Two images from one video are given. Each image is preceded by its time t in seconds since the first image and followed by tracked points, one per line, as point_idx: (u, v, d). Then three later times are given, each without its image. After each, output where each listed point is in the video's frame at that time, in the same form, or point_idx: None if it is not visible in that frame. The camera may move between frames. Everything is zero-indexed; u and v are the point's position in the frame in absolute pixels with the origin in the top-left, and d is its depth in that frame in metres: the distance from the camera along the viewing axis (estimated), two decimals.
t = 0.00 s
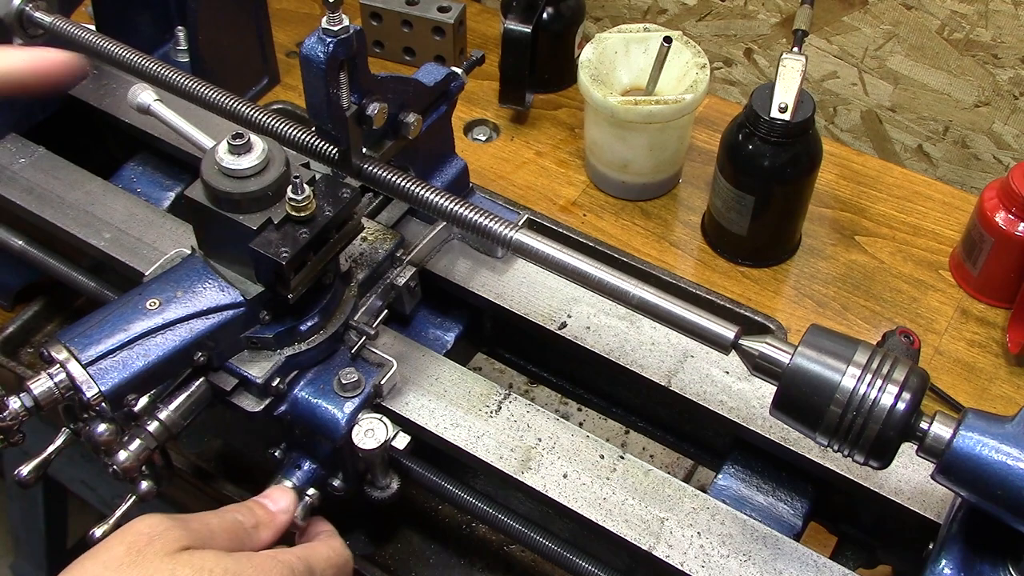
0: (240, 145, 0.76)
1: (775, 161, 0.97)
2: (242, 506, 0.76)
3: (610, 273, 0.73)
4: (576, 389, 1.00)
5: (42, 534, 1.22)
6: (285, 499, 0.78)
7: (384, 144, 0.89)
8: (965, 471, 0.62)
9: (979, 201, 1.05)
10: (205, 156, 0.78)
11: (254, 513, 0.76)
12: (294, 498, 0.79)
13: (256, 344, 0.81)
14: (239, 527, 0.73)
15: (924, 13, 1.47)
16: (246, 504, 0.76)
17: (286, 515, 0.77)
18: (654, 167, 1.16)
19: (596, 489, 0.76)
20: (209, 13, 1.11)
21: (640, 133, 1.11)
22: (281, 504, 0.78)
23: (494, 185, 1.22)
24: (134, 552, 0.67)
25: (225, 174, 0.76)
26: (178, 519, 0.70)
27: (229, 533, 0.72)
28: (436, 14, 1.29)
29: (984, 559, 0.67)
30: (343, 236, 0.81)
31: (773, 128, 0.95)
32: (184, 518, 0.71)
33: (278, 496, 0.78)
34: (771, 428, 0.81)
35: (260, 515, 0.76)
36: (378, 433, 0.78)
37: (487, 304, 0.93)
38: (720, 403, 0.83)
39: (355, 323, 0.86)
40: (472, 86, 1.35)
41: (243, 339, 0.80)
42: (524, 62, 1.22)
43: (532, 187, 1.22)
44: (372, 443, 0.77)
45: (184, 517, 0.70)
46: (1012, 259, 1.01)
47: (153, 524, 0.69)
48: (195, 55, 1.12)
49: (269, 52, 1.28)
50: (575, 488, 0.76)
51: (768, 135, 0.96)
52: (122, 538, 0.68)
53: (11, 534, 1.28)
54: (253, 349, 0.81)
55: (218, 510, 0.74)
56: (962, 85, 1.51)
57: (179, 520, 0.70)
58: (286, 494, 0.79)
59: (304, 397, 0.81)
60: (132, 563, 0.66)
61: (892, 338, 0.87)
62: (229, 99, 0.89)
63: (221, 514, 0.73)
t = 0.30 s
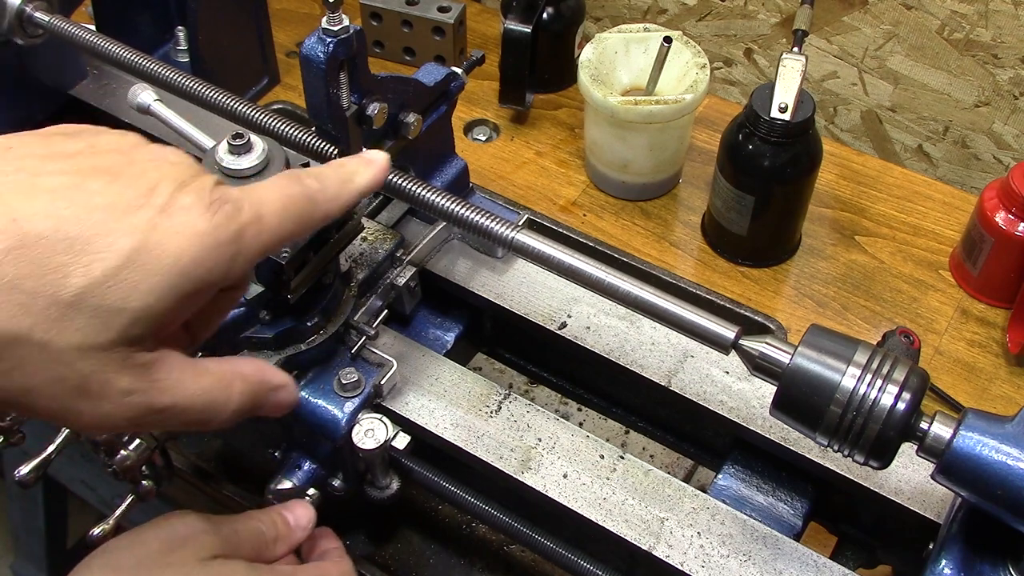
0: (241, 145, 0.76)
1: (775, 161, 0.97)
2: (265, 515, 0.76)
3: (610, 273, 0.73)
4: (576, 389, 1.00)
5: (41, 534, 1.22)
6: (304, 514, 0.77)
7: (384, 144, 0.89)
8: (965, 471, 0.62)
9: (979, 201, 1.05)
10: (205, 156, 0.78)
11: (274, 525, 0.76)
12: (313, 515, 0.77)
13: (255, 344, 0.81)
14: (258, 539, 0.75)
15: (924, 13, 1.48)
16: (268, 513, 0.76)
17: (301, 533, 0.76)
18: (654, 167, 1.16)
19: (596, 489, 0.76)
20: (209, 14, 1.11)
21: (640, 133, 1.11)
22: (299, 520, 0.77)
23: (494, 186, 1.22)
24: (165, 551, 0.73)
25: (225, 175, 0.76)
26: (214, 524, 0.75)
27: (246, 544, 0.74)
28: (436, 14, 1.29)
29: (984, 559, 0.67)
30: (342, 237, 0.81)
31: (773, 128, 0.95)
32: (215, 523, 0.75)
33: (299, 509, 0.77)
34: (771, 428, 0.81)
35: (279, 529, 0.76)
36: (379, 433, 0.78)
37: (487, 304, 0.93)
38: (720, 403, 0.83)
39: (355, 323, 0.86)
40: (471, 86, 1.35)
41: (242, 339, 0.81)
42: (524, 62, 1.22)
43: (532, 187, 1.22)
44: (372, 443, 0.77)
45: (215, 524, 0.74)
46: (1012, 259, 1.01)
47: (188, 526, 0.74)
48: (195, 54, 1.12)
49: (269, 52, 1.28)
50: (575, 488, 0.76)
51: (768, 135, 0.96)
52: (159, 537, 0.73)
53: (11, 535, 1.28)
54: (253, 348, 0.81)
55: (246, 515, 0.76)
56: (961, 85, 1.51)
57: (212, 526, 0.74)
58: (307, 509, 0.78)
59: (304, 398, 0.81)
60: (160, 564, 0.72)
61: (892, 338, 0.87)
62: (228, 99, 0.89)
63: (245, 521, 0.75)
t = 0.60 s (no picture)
0: (241, 145, 0.76)
1: (775, 161, 0.97)
2: (256, 485, 0.77)
3: (611, 273, 0.73)
4: (576, 389, 1.00)
5: (41, 534, 1.22)
6: (295, 484, 0.79)
7: (384, 144, 0.89)
8: (965, 471, 0.62)
9: (979, 201, 1.05)
10: (205, 156, 0.78)
11: (266, 496, 0.77)
12: (303, 485, 0.80)
13: (255, 344, 0.80)
14: (251, 510, 0.75)
15: (924, 13, 1.49)
16: (258, 484, 0.77)
17: (293, 504, 0.78)
18: (654, 167, 1.16)
19: (596, 489, 0.76)
20: (209, 14, 1.11)
21: (640, 133, 1.11)
22: (290, 490, 0.78)
23: (494, 186, 1.22)
24: (164, 522, 0.71)
25: (225, 174, 0.76)
26: (207, 494, 0.74)
27: (241, 515, 0.74)
28: (436, 14, 1.29)
29: (984, 559, 0.67)
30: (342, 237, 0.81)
31: (773, 128, 0.95)
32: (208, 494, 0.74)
33: (288, 478, 0.79)
34: (771, 428, 0.81)
35: (271, 500, 0.77)
36: (379, 433, 0.78)
37: (487, 304, 0.93)
38: (720, 403, 0.83)
39: (355, 323, 0.86)
40: (472, 86, 1.35)
41: (242, 339, 0.81)
42: (524, 62, 1.22)
43: (532, 187, 1.22)
44: (371, 443, 0.77)
45: (210, 496, 0.74)
46: (1012, 259, 1.01)
47: (183, 497, 0.73)
48: (195, 55, 1.12)
49: (269, 52, 1.28)
50: (575, 488, 0.77)
51: (768, 135, 0.96)
52: (155, 507, 0.72)
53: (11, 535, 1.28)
54: (253, 348, 0.81)
55: (236, 485, 0.77)
56: (962, 85, 1.51)
57: (208, 498, 0.74)
58: (297, 479, 0.79)
59: (304, 398, 0.81)
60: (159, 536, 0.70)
61: (892, 338, 0.87)
62: (229, 98, 0.89)
63: (237, 491, 0.76)
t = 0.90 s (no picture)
0: (241, 145, 0.76)
1: (775, 161, 0.97)
2: (252, 491, 0.76)
3: (611, 273, 0.73)
4: (576, 389, 1.00)
5: (41, 534, 1.22)
6: (289, 489, 0.78)
7: (384, 144, 0.89)
8: (965, 471, 0.62)
9: (979, 201, 1.05)
10: (204, 156, 0.77)
11: (262, 502, 0.76)
12: (298, 490, 0.79)
13: (255, 344, 0.80)
14: (249, 517, 0.75)
15: (924, 13, 1.51)
16: (255, 489, 0.76)
17: (288, 509, 0.78)
18: (654, 167, 1.16)
19: (596, 489, 0.76)
20: (209, 14, 1.11)
21: (640, 133, 1.11)
22: (285, 496, 0.78)
23: (494, 186, 1.22)
24: (165, 531, 0.70)
25: (225, 174, 0.76)
26: (204, 503, 0.73)
27: (239, 523, 0.74)
28: (436, 14, 1.29)
29: (984, 559, 0.67)
30: (342, 238, 0.81)
31: (773, 128, 0.95)
32: (206, 503, 0.74)
33: (282, 484, 0.79)
34: (771, 428, 0.81)
35: (267, 505, 0.77)
36: (379, 433, 0.78)
37: (487, 304, 0.93)
38: (720, 403, 0.83)
39: (355, 323, 0.86)
40: (471, 86, 1.35)
41: (242, 339, 0.80)
42: (524, 62, 1.22)
43: (532, 187, 1.22)
44: (371, 443, 0.77)
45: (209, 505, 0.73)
46: (1012, 259, 1.01)
47: (182, 504, 0.72)
48: (195, 55, 1.12)
49: (268, 52, 1.28)
50: (575, 488, 0.76)
51: (768, 135, 0.96)
52: (156, 516, 0.71)
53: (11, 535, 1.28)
54: (253, 348, 0.81)
55: (232, 492, 0.76)
56: (961, 85, 1.51)
57: (206, 507, 0.73)
58: (291, 484, 0.79)
59: (304, 398, 0.81)
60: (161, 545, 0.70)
61: (892, 337, 0.87)
62: (228, 98, 0.89)
63: (234, 499, 0.75)
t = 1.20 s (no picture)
0: (241, 146, 0.76)
1: (775, 161, 0.97)
2: (257, 494, 0.77)
3: (611, 273, 0.73)
4: (576, 389, 1.00)
5: (41, 534, 1.22)
6: (294, 491, 0.79)
7: (384, 144, 0.89)
8: (965, 471, 0.62)
9: (979, 201, 1.05)
10: (204, 157, 0.78)
11: (267, 504, 0.76)
12: (301, 492, 0.79)
13: (255, 344, 0.80)
14: (255, 520, 0.75)
15: (924, 13, 1.51)
16: (258, 492, 0.77)
17: (293, 510, 0.78)
18: (654, 167, 1.16)
19: (596, 489, 0.76)
20: (209, 14, 1.11)
21: (640, 133, 1.11)
22: (290, 497, 0.78)
23: (494, 186, 1.22)
24: (172, 536, 0.70)
25: (225, 174, 0.75)
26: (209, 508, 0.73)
27: (244, 527, 0.74)
28: (436, 14, 1.29)
29: (984, 559, 0.67)
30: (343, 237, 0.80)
31: (773, 128, 0.95)
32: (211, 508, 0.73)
33: (287, 487, 0.79)
34: (771, 428, 0.81)
35: (272, 508, 0.77)
36: (378, 434, 0.78)
37: (487, 304, 0.93)
38: (720, 403, 0.83)
39: (355, 323, 0.86)
40: (472, 86, 1.35)
41: (242, 339, 0.80)
42: (524, 62, 1.22)
43: (532, 187, 1.22)
44: (371, 443, 0.77)
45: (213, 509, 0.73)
46: (1012, 259, 1.01)
47: (187, 509, 0.72)
48: (195, 55, 1.12)
49: (268, 52, 1.28)
50: (575, 488, 0.76)
51: (768, 135, 0.96)
52: (162, 523, 0.71)
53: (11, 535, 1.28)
54: (253, 348, 0.81)
55: (237, 497, 0.76)
56: (961, 85, 1.51)
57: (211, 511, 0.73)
58: (295, 487, 0.79)
59: (305, 398, 0.81)
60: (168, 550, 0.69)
61: (892, 338, 0.87)
62: (228, 98, 0.89)
63: (238, 503, 0.75)
